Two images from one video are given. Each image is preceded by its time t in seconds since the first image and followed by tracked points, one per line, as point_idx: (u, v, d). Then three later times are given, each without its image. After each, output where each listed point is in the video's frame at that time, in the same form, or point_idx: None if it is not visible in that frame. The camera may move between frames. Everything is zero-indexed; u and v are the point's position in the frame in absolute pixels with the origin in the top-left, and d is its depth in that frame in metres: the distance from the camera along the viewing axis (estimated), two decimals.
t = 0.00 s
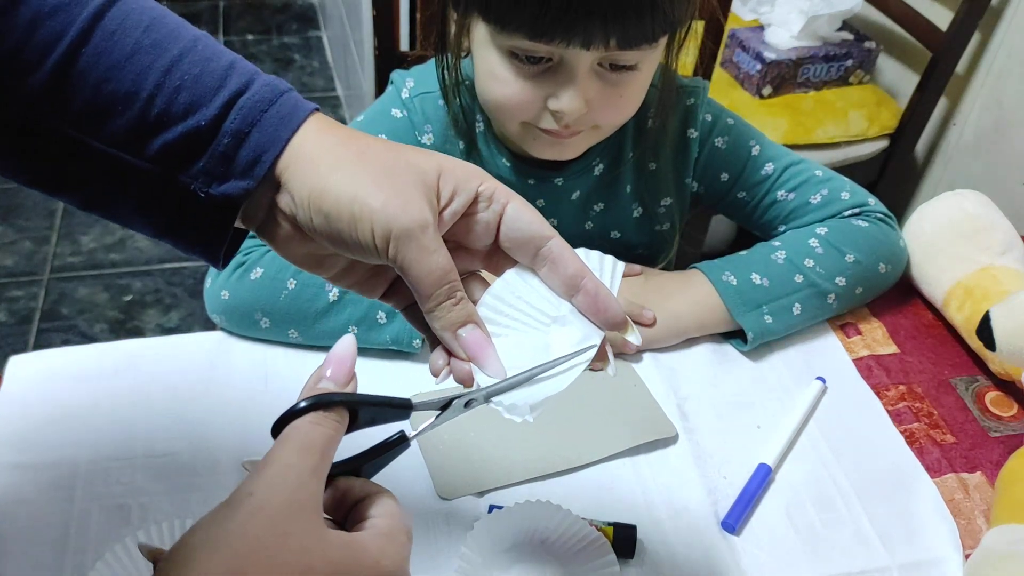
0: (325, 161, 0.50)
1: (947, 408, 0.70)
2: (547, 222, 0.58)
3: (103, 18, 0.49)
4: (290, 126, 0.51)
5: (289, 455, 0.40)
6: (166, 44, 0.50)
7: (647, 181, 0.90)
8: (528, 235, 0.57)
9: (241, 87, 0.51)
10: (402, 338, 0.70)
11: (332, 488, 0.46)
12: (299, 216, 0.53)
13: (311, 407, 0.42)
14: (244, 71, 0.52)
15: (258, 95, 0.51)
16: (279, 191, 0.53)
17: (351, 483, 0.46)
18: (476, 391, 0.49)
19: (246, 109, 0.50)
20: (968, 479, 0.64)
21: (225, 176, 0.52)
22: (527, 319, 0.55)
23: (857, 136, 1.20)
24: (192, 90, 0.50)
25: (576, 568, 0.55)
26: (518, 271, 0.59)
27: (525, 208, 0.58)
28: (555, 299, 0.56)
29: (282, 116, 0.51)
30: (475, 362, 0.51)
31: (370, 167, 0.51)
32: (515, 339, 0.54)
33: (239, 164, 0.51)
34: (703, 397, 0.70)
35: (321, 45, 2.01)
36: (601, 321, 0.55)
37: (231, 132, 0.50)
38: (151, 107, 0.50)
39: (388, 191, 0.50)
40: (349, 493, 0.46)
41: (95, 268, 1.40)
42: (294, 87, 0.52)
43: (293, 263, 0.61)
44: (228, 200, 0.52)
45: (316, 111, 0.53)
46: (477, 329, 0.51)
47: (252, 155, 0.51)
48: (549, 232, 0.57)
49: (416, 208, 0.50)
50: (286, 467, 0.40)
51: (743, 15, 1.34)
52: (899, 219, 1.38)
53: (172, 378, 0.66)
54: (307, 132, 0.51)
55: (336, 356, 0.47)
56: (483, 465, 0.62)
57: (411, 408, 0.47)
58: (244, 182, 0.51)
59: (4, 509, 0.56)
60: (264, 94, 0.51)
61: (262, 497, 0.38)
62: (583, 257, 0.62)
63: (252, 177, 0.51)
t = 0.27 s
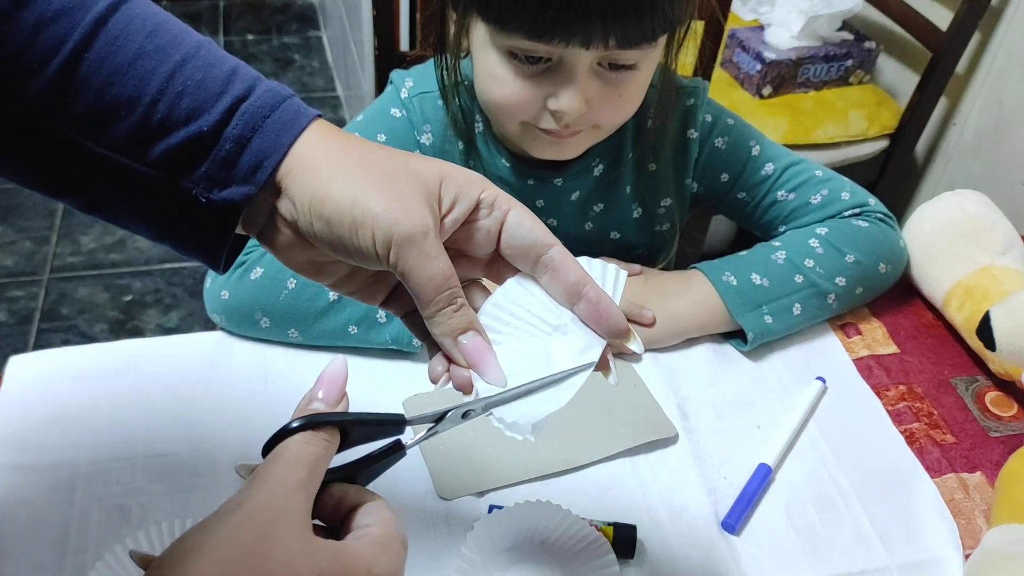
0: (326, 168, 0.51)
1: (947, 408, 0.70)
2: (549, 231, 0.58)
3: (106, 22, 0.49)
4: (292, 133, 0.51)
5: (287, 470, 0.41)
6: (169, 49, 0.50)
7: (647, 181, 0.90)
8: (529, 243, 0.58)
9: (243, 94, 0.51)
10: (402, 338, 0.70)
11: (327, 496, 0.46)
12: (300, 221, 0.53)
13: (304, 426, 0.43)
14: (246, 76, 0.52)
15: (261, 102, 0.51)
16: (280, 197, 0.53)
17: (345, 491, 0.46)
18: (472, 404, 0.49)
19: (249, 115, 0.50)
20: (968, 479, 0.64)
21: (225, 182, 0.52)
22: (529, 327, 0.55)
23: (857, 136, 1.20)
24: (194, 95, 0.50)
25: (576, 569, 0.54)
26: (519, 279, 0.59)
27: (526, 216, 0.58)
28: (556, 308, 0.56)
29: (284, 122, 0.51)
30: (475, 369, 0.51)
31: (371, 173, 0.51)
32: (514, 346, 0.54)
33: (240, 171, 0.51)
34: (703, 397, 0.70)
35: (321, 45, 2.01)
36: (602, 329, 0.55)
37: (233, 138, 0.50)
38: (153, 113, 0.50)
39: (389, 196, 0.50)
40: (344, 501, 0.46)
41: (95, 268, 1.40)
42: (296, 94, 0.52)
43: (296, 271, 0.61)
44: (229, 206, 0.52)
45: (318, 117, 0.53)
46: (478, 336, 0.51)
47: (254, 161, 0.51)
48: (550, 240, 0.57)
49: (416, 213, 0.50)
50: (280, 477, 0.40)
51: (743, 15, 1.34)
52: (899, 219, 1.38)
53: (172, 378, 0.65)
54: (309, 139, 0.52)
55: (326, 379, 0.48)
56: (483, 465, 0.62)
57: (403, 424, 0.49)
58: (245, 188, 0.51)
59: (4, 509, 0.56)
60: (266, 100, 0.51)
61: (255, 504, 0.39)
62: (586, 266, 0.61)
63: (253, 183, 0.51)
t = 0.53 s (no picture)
0: (326, 178, 0.51)
1: (947, 408, 0.70)
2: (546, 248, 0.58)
3: (111, 29, 0.49)
4: (294, 143, 0.51)
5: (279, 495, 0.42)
6: (173, 58, 0.50)
7: (647, 181, 0.90)
8: (526, 260, 0.58)
9: (246, 103, 0.51)
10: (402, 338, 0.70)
11: (319, 519, 0.47)
12: (299, 231, 0.53)
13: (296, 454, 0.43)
14: (250, 86, 0.52)
15: (264, 111, 0.51)
16: (280, 207, 0.53)
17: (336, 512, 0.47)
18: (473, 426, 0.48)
19: (252, 124, 0.51)
20: (968, 479, 0.64)
21: (227, 191, 0.52)
22: (524, 345, 0.55)
23: (857, 136, 1.20)
24: (197, 104, 0.50)
25: (576, 569, 0.54)
26: (516, 296, 0.59)
27: (525, 234, 0.58)
28: (552, 327, 0.56)
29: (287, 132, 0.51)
30: (468, 387, 0.51)
31: (372, 185, 0.51)
32: (510, 362, 0.53)
33: (242, 180, 0.51)
34: (703, 397, 0.70)
35: (321, 45, 2.01)
36: (595, 350, 0.55)
37: (236, 146, 0.51)
38: (156, 120, 0.50)
39: (388, 209, 0.50)
40: (335, 524, 0.47)
41: (95, 268, 1.40)
42: (298, 104, 0.53)
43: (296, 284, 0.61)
44: (230, 215, 0.52)
45: (320, 127, 0.53)
46: (473, 353, 0.51)
47: (256, 170, 0.51)
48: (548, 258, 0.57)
49: (416, 224, 0.50)
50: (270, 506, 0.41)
51: (743, 15, 1.34)
52: (899, 219, 1.38)
53: (172, 378, 0.66)
54: (311, 150, 0.52)
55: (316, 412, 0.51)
56: (483, 466, 0.62)
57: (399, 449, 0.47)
58: (246, 198, 0.52)
59: (5, 509, 0.56)
60: (270, 109, 0.52)
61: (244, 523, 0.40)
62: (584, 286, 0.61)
63: (255, 192, 0.52)
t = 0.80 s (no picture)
0: (315, 192, 0.51)
1: (946, 408, 0.70)
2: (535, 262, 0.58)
3: (105, 41, 0.49)
4: (285, 156, 0.52)
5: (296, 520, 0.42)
6: (166, 71, 0.51)
7: (647, 181, 0.90)
8: (517, 272, 0.57)
9: (239, 116, 0.51)
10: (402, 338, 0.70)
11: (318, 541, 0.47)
12: (288, 243, 0.53)
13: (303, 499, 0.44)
14: (242, 100, 0.52)
15: (256, 125, 0.51)
16: (270, 220, 0.54)
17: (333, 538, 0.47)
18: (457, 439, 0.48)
19: (243, 138, 0.51)
20: (968, 479, 0.64)
21: (218, 203, 0.52)
22: (514, 356, 0.53)
23: (857, 136, 1.20)
24: (190, 117, 0.50)
25: (577, 568, 0.54)
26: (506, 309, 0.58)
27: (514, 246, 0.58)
28: (542, 340, 0.55)
29: (278, 146, 0.52)
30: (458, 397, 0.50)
31: (360, 197, 0.52)
32: (501, 374, 0.52)
33: (233, 192, 0.52)
34: (703, 397, 0.70)
35: (321, 45, 2.01)
36: (589, 363, 0.54)
37: (227, 159, 0.51)
38: (149, 132, 0.50)
39: (377, 220, 0.50)
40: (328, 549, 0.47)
41: (94, 268, 1.40)
42: (290, 118, 0.53)
43: (288, 296, 0.61)
44: (221, 227, 0.52)
45: (311, 141, 0.54)
46: (462, 363, 0.51)
47: (246, 184, 0.51)
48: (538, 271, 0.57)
49: (406, 236, 0.50)
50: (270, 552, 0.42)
51: (743, 15, 1.34)
52: (898, 219, 1.38)
53: (172, 379, 0.66)
54: (302, 161, 0.52)
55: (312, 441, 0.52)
56: (483, 466, 0.62)
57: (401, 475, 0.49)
58: (237, 210, 0.52)
59: (5, 509, 0.56)
60: (262, 124, 0.52)
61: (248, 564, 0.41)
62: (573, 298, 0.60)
63: (245, 205, 0.52)
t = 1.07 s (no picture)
0: (315, 190, 0.51)
1: (946, 408, 0.70)
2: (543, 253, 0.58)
3: (101, 41, 0.49)
4: (281, 157, 0.51)
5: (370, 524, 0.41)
6: (162, 71, 0.51)
7: (648, 180, 0.90)
8: (524, 263, 0.58)
9: (234, 116, 0.51)
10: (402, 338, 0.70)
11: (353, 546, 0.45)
12: (288, 244, 0.53)
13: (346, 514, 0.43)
14: (238, 100, 0.52)
15: (251, 124, 0.51)
16: (268, 220, 0.53)
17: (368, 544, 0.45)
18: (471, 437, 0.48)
19: (239, 138, 0.51)
20: (968, 479, 0.64)
21: (213, 204, 0.52)
22: (526, 348, 0.53)
23: (857, 136, 1.20)
24: (185, 116, 0.50)
25: (576, 567, 0.54)
26: (516, 303, 0.58)
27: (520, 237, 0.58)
28: (554, 331, 0.55)
29: (274, 146, 0.51)
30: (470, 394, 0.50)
31: (361, 195, 0.51)
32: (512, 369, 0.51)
33: (228, 193, 0.51)
34: (704, 397, 0.70)
35: (321, 45, 2.01)
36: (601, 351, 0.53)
37: (222, 160, 0.50)
38: (144, 132, 0.50)
39: (380, 218, 0.50)
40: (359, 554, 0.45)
41: (94, 268, 1.40)
42: (287, 118, 0.53)
43: (289, 297, 0.61)
44: (216, 228, 0.52)
45: (310, 141, 0.53)
46: (473, 359, 0.50)
47: (243, 185, 0.51)
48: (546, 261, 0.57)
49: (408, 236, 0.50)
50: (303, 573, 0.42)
51: (743, 15, 1.34)
52: (898, 219, 1.38)
53: (172, 379, 0.66)
54: (299, 160, 0.52)
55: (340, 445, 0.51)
56: (484, 467, 0.62)
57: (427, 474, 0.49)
58: (233, 212, 0.52)
59: (6, 508, 0.56)
60: (258, 123, 0.51)
61: None
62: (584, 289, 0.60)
63: (241, 207, 0.52)
